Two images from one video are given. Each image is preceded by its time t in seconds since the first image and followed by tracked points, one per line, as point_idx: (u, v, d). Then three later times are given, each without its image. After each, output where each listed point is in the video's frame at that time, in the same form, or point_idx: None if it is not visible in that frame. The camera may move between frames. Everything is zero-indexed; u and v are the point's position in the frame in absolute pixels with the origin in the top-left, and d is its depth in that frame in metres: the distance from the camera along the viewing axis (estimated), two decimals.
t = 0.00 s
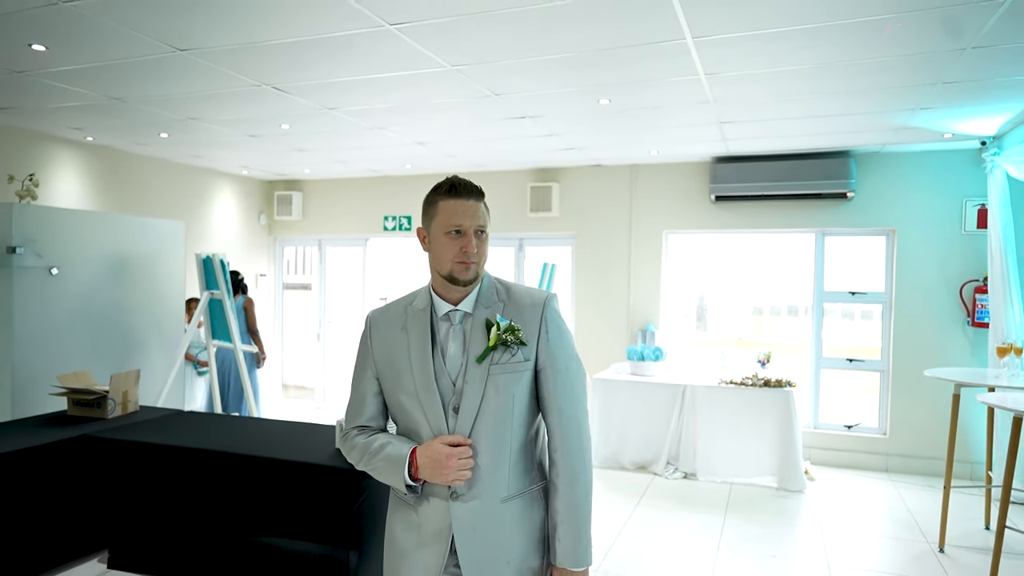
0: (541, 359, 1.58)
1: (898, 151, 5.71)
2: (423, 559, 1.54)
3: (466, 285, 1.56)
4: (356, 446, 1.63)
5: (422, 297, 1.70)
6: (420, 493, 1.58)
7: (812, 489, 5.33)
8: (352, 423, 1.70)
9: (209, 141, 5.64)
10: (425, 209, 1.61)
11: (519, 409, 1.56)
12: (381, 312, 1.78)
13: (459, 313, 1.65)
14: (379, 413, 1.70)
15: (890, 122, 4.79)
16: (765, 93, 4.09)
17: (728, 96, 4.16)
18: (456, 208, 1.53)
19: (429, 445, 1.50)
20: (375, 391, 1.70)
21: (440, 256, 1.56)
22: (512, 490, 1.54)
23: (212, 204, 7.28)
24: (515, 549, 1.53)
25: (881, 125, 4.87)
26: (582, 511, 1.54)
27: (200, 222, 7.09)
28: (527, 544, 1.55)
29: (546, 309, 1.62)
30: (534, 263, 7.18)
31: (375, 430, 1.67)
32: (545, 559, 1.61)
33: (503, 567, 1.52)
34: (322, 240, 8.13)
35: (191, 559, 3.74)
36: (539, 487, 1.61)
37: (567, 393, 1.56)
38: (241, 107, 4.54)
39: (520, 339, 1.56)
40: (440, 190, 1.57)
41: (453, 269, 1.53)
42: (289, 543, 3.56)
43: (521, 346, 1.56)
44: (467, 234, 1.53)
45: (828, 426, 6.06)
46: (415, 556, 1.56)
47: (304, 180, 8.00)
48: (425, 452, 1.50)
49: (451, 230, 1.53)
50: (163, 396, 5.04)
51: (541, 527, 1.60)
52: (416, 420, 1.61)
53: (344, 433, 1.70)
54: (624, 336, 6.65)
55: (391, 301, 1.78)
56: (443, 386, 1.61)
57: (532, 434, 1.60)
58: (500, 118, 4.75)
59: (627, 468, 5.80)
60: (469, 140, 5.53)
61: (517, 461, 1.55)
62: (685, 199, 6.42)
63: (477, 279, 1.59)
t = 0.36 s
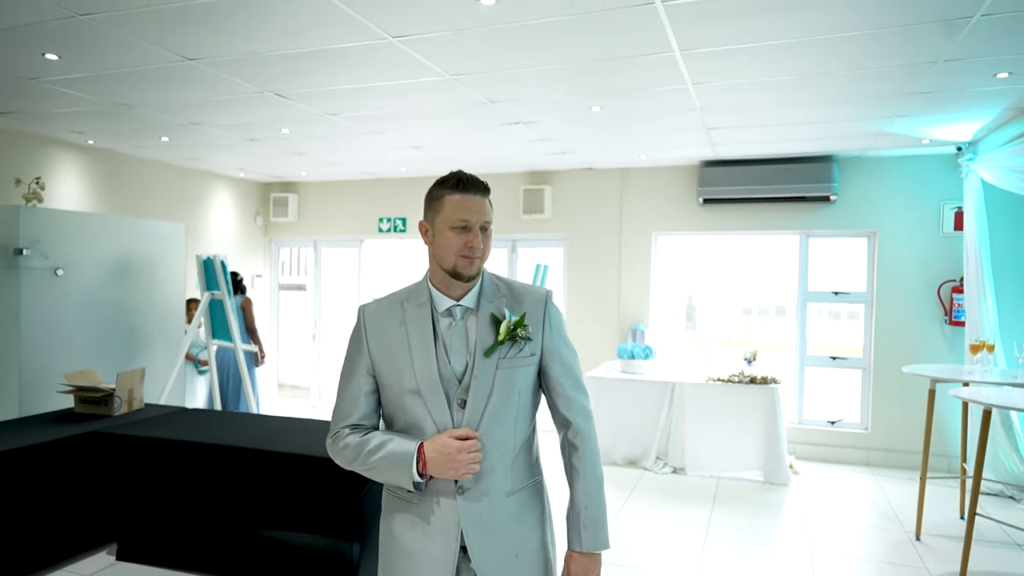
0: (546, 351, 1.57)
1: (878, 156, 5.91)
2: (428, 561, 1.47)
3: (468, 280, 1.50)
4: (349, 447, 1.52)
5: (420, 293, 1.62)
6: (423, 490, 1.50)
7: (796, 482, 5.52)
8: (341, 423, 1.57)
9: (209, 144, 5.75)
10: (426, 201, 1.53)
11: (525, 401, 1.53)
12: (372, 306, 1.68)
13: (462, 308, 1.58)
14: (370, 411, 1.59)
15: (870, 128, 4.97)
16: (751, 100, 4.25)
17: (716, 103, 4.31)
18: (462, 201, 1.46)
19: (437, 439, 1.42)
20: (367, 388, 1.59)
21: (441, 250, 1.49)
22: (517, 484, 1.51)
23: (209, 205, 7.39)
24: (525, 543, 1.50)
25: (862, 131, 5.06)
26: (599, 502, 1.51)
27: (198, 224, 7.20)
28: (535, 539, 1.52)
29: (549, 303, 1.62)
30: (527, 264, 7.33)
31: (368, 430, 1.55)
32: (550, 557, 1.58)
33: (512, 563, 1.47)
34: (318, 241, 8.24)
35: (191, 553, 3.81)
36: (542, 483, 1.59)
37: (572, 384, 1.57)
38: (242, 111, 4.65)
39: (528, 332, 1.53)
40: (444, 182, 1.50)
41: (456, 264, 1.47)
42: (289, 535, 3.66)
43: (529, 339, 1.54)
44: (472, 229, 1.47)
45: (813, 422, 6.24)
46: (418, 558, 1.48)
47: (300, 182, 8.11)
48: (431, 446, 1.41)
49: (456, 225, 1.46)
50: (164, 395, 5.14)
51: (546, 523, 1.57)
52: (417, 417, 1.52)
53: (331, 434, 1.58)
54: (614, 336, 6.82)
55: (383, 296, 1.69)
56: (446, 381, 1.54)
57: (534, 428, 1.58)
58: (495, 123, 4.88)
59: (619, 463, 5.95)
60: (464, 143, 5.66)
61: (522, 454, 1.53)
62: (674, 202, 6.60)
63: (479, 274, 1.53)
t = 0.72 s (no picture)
0: (545, 360, 1.63)
1: (856, 160, 6.12)
2: (429, 565, 1.48)
3: (474, 280, 1.51)
4: (343, 450, 1.48)
5: (421, 293, 1.61)
6: (422, 495, 1.51)
7: (777, 475, 5.72)
8: (334, 425, 1.53)
9: (205, 147, 5.85)
10: (437, 198, 1.53)
11: (524, 406, 1.59)
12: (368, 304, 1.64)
13: (464, 312, 1.59)
14: (366, 414, 1.55)
15: (848, 134, 5.17)
16: (734, 107, 4.43)
17: (699, 110, 4.49)
18: (474, 200, 1.47)
19: (442, 443, 1.42)
20: (363, 389, 1.56)
21: (448, 249, 1.49)
22: (514, 489, 1.56)
23: (203, 206, 7.48)
24: (524, 545, 1.54)
25: (840, 136, 5.25)
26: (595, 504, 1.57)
27: (192, 224, 7.29)
28: (532, 542, 1.56)
29: (548, 312, 1.69)
30: (517, 264, 7.49)
31: (363, 433, 1.53)
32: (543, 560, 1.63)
33: (512, 565, 1.51)
34: (310, 241, 8.35)
35: (193, 544, 3.92)
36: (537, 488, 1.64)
37: (569, 390, 1.64)
38: (239, 115, 4.76)
39: (531, 340, 1.58)
40: (455, 183, 1.51)
41: (464, 263, 1.47)
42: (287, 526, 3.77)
43: (531, 347, 1.59)
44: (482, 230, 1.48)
45: (794, 417, 6.45)
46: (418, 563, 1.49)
47: (293, 183, 8.22)
48: (435, 451, 1.42)
49: (467, 224, 1.46)
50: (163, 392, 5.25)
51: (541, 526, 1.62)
52: (417, 421, 1.52)
53: (323, 436, 1.53)
54: (602, 334, 6.99)
55: (380, 295, 1.65)
56: (448, 384, 1.54)
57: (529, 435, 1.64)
58: (487, 127, 5.02)
59: (607, 458, 6.12)
60: (456, 147, 5.80)
61: (520, 460, 1.59)
62: (660, 203, 6.78)
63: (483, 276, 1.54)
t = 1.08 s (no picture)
0: (542, 379, 1.60)
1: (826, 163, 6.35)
2: None
3: (478, 290, 1.48)
4: (331, 461, 1.41)
5: (420, 303, 1.56)
6: (411, 511, 1.45)
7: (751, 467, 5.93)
8: (322, 433, 1.46)
9: (192, 148, 5.91)
10: (442, 206, 1.49)
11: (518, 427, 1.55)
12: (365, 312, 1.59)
13: (463, 324, 1.54)
14: (357, 424, 1.49)
15: (818, 139, 5.38)
16: (709, 113, 4.60)
17: (676, 116, 4.65)
18: (481, 209, 1.44)
19: (433, 462, 1.37)
20: (355, 399, 1.49)
21: (453, 258, 1.46)
22: (503, 511, 1.51)
23: (187, 206, 7.52)
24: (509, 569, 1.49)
25: (810, 141, 5.46)
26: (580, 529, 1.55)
27: (176, 223, 7.33)
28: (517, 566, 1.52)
29: (548, 330, 1.64)
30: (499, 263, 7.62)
31: (353, 444, 1.46)
32: None
33: None
34: (294, 241, 8.41)
35: (187, 537, 4.02)
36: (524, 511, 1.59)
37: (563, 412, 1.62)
38: (227, 117, 4.83)
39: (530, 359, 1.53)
40: (462, 191, 1.48)
41: (469, 272, 1.44)
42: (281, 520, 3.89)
43: (529, 366, 1.54)
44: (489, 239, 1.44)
45: (767, 411, 6.68)
46: None
47: (276, 183, 8.27)
48: (427, 469, 1.37)
49: (474, 233, 1.43)
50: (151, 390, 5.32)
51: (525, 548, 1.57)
52: (409, 436, 1.45)
53: (310, 444, 1.46)
54: (582, 331, 7.16)
55: (379, 303, 1.60)
56: (443, 400, 1.48)
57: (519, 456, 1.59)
58: (470, 131, 5.15)
59: (587, 452, 6.29)
60: (439, 149, 5.92)
61: (510, 481, 1.55)
62: (638, 204, 6.96)
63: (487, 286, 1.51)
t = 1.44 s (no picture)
0: (543, 388, 1.44)
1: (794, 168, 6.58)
2: None
3: (484, 291, 1.37)
4: (318, 451, 1.32)
5: (422, 297, 1.45)
6: (395, 511, 1.32)
7: (722, 461, 6.13)
8: (312, 423, 1.37)
9: (171, 148, 5.94)
10: (451, 200, 1.38)
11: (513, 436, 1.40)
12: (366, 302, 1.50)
13: (463, 321, 1.42)
14: (350, 417, 1.38)
15: (786, 144, 5.58)
16: (683, 119, 4.76)
17: (650, 122, 4.82)
18: (493, 209, 1.32)
19: (419, 459, 1.26)
20: (349, 389, 1.39)
21: (458, 257, 1.34)
22: (494, 521, 1.35)
23: (166, 206, 7.54)
24: None
25: (779, 146, 5.66)
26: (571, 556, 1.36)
27: (155, 223, 7.34)
28: None
29: (554, 337, 1.49)
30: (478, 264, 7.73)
31: (342, 437, 1.35)
32: None
33: None
34: (273, 241, 8.45)
35: (173, 533, 4.08)
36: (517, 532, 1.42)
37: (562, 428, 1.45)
38: (210, 119, 4.87)
39: (531, 362, 1.40)
40: (471, 186, 1.36)
41: (475, 273, 1.33)
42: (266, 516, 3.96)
43: (530, 370, 1.41)
44: (498, 240, 1.33)
45: (738, 407, 6.89)
46: None
47: (255, 183, 8.30)
48: (412, 465, 1.26)
49: (483, 233, 1.32)
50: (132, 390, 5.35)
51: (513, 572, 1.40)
52: (401, 435, 1.33)
53: (300, 433, 1.37)
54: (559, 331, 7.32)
55: (382, 293, 1.50)
56: (438, 397, 1.36)
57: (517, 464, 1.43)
58: (451, 134, 5.25)
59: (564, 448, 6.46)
60: (419, 151, 6.01)
61: (504, 489, 1.38)
62: (614, 206, 7.13)
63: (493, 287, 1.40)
